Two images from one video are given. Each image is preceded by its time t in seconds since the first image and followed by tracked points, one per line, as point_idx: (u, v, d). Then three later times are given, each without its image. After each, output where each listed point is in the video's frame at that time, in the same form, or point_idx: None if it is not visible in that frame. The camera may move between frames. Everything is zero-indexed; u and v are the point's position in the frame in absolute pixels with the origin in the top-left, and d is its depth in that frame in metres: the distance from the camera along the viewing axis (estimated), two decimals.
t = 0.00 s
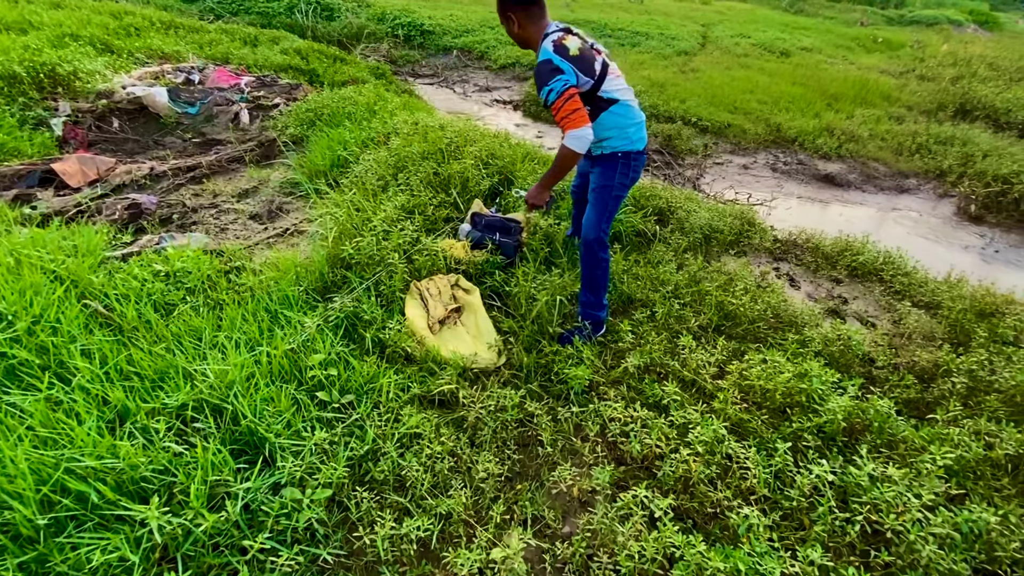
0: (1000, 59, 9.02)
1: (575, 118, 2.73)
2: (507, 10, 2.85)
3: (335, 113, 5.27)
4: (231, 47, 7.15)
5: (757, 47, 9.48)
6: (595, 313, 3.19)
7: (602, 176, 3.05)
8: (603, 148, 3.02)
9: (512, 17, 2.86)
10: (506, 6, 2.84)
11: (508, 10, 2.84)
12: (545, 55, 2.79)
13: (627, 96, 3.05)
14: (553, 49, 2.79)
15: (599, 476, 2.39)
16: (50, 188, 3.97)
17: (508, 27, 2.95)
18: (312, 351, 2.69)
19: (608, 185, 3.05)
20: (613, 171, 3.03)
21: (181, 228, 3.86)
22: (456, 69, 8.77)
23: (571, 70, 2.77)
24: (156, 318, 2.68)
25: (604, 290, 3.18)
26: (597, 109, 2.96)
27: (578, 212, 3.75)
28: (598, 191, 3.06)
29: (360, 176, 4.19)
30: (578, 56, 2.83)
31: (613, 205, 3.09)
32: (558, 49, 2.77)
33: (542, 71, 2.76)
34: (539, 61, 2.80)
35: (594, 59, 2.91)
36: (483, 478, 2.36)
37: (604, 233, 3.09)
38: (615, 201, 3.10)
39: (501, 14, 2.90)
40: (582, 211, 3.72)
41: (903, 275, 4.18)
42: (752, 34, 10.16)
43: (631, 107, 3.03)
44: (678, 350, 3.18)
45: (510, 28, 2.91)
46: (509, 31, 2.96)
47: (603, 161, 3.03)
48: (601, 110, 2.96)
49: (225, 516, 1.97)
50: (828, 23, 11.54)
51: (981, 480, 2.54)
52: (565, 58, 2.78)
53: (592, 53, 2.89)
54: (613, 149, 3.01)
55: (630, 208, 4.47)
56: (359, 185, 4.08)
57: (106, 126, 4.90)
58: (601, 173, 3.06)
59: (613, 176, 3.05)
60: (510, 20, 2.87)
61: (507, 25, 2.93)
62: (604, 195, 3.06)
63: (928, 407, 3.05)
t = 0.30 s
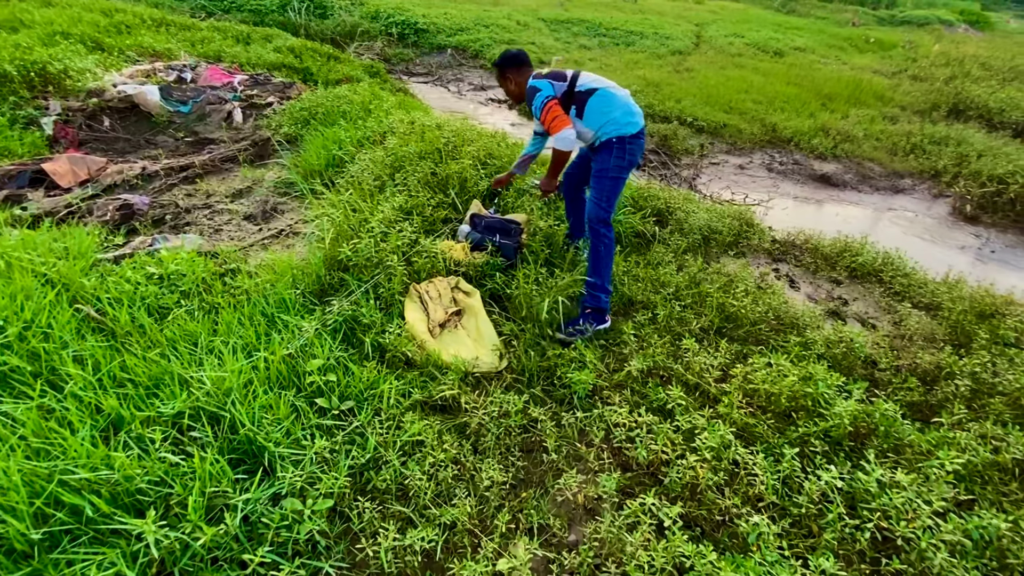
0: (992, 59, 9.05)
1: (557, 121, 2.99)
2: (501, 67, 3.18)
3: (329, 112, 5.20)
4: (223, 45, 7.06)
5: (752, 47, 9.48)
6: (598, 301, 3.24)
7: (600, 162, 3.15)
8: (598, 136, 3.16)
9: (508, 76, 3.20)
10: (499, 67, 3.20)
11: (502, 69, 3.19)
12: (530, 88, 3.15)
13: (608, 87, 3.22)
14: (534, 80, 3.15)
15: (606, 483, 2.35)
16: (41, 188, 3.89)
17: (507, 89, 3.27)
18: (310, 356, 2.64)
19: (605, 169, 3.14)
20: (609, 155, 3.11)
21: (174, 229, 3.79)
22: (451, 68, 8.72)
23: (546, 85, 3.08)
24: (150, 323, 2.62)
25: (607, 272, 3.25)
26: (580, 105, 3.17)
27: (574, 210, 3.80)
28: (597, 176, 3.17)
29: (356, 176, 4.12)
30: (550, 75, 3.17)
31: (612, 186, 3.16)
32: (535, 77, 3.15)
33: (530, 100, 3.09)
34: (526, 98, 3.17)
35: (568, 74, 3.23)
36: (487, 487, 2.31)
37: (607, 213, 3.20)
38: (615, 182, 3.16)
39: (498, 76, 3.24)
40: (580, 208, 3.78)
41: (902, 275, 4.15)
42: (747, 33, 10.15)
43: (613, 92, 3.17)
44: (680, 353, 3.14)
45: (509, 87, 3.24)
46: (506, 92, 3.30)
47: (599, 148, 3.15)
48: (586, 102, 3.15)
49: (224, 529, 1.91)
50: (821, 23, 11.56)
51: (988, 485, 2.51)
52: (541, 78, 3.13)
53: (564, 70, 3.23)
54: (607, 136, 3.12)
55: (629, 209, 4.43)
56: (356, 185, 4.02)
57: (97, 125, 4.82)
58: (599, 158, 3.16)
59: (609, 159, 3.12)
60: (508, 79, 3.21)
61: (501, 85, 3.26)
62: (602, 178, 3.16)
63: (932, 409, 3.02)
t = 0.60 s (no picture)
0: (983, 60, 9.10)
1: (530, 150, 3.11)
2: (492, 90, 3.16)
3: (323, 111, 5.16)
4: (215, 44, 7.00)
5: (746, 47, 9.48)
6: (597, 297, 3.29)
7: (593, 159, 3.17)
8: (589, 136, 3.17)
9: (502, 96, 3.16)
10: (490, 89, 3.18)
11: (492, 91, 3.17)
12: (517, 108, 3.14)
13: (591, 87, 3.20)
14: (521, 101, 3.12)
15: (603, 489, 2.32)
16: (30, 189, 3.83)
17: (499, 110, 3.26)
18: (303, 361, 2.60)
19: (598, 166, 3.16)
20: (601, 152, 3.13)
21: (164, 230, 3.74)
22: (446, 67, 8.68)
23: (531, 105, 3.06)
24: (140, 327, 2.58)
25: (605, 264, 3.27)
26: (568, 111, 3.13)
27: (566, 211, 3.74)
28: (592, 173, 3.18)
29: (350, 177, 4.08)
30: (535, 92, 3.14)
31: (607, 180, 3.16)
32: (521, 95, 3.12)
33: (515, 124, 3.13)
34: (514, 117, 3.18)
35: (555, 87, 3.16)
36: (483, 493, 2.28)
37: (604, 207, 3.21)
38: (611, 176, 3.16)
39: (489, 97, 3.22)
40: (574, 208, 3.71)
41: (897, 276, 4.14)
42: (741, 34, 10.16)
43: (596, 91, 3.16)
44: (677, 355, 3.12)
45: (502, 106, 3.19)
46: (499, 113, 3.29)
47: (591, 146, 3.17)
48: (571, 106, 3.12)
49: (214, 539, 1.88)
50: (814, 23, 11.60)
51: (986, 488, 2.50)
52: (527, 98, 3.09)
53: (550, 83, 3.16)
54: (598, 134, 3.13)
55: (624, 210, 4.41)
56: (349, 186, 3.98)
57: (88, 124, 4.76)
58: (592, 155, 3.18)
59: (602, 155, 3.14)
60: (502, 98, 3.16)
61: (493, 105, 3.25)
62: (596, 174, 3.16)
63: (928, 411, 3.01)
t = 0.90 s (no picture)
0: (981, 65, 9.12)
1: (517, 160, 3.22)
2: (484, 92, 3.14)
3: (321, 118, 5.17)
4: (215, 50, 7.02)
5: (744, 53, 9.51)
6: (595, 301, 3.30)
7: (587, 165, 3.17)
8: (582, 139, 3.16)
9: (496, 97, 3.14)
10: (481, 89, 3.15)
11: (484, 94, 3.15)
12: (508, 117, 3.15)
13: (580, 87, 3.16)
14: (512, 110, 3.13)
15: (595, 498, 2.32)
16: (26, 196, 3.83)
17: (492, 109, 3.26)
18: (296, 368, 2.60)
19: (593, 171, 3.17)
20: (594, 156, 3.14)
21: (161, 237, 3.74)
22: (445, 73, 8.71)
23: (520, 119, 3.07)
24: (133, 335, 2.58)
25: (603, 267, 3.29)
26: (559, 117, 3.13)
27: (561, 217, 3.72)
28: (588, 178, 3.19)
29: (347, 183, 4.09)
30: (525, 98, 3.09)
31: (604, 185, 3.17)
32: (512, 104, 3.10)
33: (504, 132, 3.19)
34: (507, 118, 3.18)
35: (546, 94, 3.11)
36: (475, 502, 2.28)
37: (602, 211, 3.23)
38: (607, 180, 3.18)
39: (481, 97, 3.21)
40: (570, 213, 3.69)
41: (893, 282, 4.14)
42: (739, 40, 10.19)
43: (586, 93, 3.14)
44: (672, 362, 3.12)
45: (496, 106, 3.18)
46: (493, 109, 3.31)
47: (584, 150, 3.17)
48: (563, 113, 3.12)
49: (202, 550, 1.87)
50: (812, 29, 11.63)
51: (980, 496, 2.50)
52: (517, 109, 3.08)
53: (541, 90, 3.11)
54: (590, 138, 3.13)
55: (621, 217, 4.41)
56: (346, 193, 3.99)
57: (86, 131, 4.77)
58: (585, 161, 3.18)
59: (598, 159, 3.14)
60: (497, 99, 3.14)
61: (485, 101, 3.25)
62: (592, 179, 3.18)
63: (923, 419, 3.00)
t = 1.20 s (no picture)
0: (984, 61, 9.08)
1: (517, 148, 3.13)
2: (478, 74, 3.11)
3: (320, 114, 5.17)
4: (215, 46, 7.02)
5: (746, 49, 9.48)
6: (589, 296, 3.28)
7: (582, 160, 3.18)
8: (578, 134, 3.15)
9: (492, 78, 3.10)
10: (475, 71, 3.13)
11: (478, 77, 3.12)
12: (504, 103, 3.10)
13: (580, 79, 3.15)
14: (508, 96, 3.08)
15: (587, 492, 2.32)
16: (23, 191, 3.84)
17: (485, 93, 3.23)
18: (291, 363, 2.61)
19: (588, 167, 3.17)
20: (591, 151, 3.14)
21: (158, 233, 3.75)
22: (445, 69, 8.70)
23: (520, 104, 3.01)
24: (128, 329, 2.59)
25: (598, 262, 3.30)
26: (557, 107, 3.10)
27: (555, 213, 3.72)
28: (584, 173, 3.19)
29: (345, 179, 4.09)
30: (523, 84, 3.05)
31: (599, 179, 3.17)
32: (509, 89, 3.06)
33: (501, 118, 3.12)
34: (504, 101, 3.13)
35: (544, 81, 3.08)
36: (467, 496, 2.29)
37: (597, 207, 3.23)
38: (603, 176, 3.19)
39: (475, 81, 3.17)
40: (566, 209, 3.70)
41: (892, 277, 4.13)
42: (741, 35, 10.16)
43: (585, 86, 3.12)
44: (667, 357, 3.12)
45: (492, 89, 3.13)
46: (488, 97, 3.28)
47: (580, 145, 3.16)
48: (560, 103, 3.09)
49: (194, 542, 1.88)
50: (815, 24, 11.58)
51: (972, 490, 2.50)
52: (515, 95, 3.03)
53: (538, 76, 3.08)
54: (587, 133, 3.12)
55: (619, 212, 4.41)
56: (343, 188, 3.98)
57: (85, 126, 4.78)
58: (581, 156, 3.18)
59: (594, 154, 3.14)
60: (493, 81, 3.10)
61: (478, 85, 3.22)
62: (588, 173, 3.18)
63: (918, 414, 3.01)
